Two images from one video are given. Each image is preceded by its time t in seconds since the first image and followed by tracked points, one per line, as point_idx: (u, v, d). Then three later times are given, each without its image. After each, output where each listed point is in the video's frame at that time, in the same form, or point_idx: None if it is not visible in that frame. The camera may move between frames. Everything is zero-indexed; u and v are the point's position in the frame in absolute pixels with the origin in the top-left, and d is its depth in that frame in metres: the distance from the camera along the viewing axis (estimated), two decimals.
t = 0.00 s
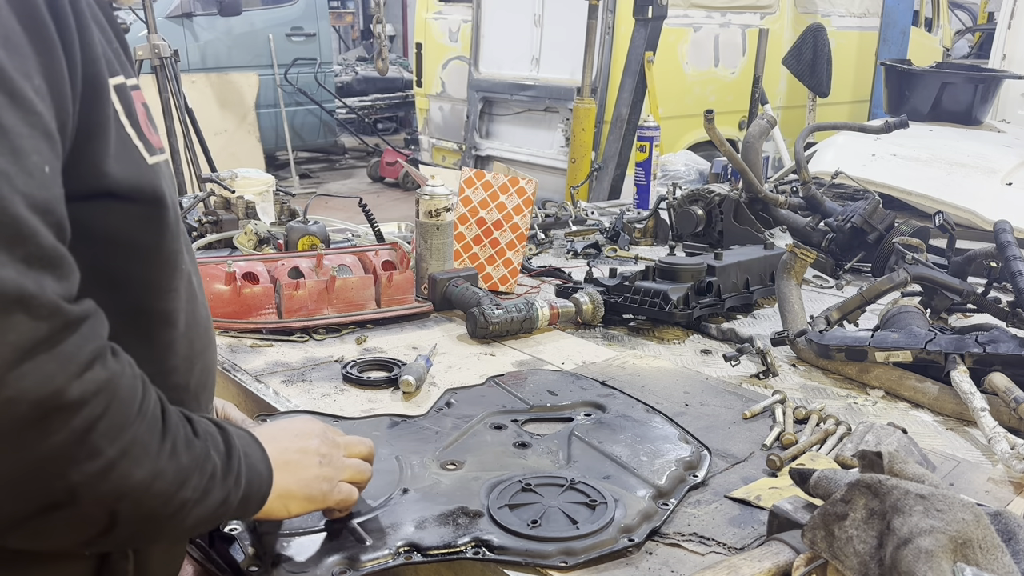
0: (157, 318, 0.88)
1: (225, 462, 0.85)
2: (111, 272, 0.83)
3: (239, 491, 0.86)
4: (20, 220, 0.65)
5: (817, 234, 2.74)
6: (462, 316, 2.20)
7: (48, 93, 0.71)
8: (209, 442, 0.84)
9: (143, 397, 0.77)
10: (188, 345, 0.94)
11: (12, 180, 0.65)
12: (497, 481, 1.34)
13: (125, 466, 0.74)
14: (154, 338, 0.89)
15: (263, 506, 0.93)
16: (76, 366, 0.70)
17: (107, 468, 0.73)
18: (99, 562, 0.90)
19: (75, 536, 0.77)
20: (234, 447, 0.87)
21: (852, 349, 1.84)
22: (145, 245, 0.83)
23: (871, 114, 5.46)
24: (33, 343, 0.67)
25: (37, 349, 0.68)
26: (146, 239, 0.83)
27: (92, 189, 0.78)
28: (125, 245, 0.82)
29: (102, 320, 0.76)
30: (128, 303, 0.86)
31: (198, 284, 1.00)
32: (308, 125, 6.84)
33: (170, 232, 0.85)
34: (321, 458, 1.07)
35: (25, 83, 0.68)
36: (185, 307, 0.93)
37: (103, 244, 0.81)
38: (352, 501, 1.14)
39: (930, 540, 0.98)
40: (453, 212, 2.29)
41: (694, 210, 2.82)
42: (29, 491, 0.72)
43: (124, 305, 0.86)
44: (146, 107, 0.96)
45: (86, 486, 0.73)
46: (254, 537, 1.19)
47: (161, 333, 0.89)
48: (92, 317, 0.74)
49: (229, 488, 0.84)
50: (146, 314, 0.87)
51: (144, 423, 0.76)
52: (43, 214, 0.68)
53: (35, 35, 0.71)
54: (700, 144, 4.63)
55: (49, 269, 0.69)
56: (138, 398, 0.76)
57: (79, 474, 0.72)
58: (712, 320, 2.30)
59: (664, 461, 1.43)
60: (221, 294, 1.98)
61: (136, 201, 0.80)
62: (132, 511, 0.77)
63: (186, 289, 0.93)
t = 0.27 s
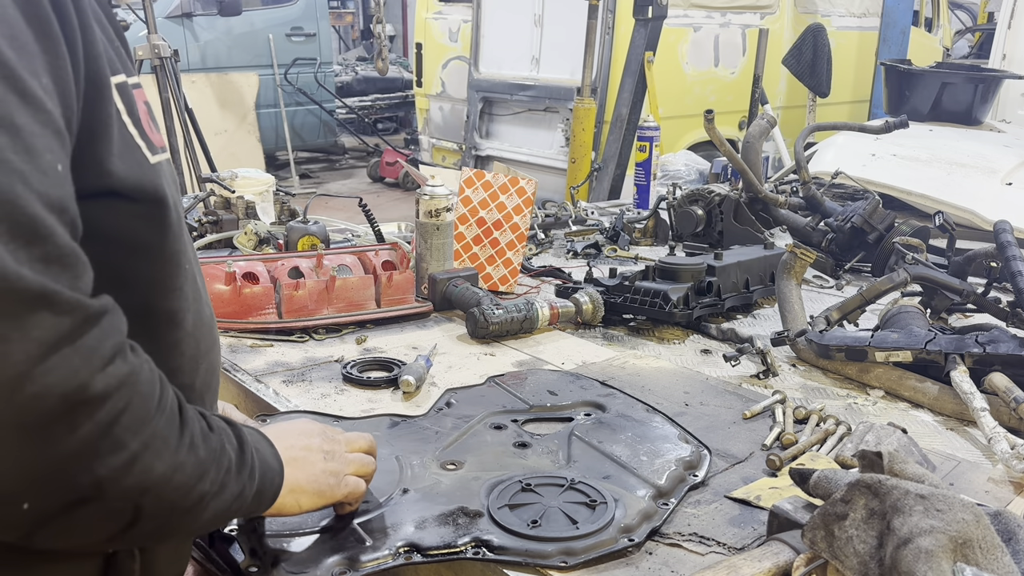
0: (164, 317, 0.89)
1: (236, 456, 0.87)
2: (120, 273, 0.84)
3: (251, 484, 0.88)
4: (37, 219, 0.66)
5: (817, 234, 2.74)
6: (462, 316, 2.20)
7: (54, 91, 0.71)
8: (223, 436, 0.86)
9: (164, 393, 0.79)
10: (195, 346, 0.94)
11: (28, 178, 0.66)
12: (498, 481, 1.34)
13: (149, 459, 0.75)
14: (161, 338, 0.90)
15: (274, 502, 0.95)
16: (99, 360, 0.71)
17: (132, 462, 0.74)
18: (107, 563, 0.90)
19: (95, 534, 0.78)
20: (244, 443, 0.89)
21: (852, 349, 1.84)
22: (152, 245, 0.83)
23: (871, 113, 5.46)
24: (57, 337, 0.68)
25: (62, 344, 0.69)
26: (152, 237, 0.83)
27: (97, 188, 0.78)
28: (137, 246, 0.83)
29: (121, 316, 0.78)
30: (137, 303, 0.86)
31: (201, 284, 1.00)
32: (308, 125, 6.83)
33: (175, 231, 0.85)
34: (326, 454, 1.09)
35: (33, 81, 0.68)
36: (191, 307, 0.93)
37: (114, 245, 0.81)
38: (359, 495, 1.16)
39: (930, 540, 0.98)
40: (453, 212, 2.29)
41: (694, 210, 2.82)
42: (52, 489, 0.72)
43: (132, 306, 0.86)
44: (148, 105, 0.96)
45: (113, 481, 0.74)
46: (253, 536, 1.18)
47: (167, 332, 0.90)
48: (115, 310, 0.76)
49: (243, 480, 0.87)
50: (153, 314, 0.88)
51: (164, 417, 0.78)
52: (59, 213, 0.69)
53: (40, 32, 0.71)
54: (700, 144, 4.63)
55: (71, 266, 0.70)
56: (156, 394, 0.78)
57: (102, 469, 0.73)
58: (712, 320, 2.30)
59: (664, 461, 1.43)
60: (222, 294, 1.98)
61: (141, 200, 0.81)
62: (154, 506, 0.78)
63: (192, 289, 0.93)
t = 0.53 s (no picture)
0: (168, 317, 0.89)
1: (242, 452, 0.88)
2: (124, 273, 0.83)
3: (257, 480, 0.89)
4: (49, 219, 0.67)
5: (817, 234, 2.74)
6: (462, 316, 2.20)
7: (63, 93, 0.71)
8: (229, 430, 0.87)
9: (174, 389, 0.79)
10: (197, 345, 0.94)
11: (39, 179, 0.66)
12: (498, 481, 1.34)
13: (163, 454, 0.76)
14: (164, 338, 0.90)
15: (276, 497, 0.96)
16: (115, 356, 0.72)
17: (147, 457, 0.74)
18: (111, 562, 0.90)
19: (107, 534, 0.77)
20: (250, 440, 0.90)
21: (852, 349, 1.84)
22: (157, 245, 0.83)
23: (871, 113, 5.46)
24: (75, 334, 0.69)
25: (79, 341, 0.69)
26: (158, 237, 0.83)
27: (105, 188, 0.78)
28: (142, 246, 0.83)
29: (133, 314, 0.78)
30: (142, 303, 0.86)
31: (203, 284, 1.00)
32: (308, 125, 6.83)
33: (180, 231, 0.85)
34: (326, 449, 1.09)
35: (43, 82, 0.69)
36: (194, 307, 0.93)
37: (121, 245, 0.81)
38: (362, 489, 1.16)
39: (929, 540, 0.98)
40: (453, 212, 2.29)
41: (694, 210, 2.83)
42: (68, 489, 0.72)
43: (135, 305, 0.86)
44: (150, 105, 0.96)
45: (129, 477, 0.73)
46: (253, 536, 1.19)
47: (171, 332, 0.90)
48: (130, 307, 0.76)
49: (249, 473, 0.88)
50: (158, 313, 0.88)
51: (176, 413, 0.78)
52: (71, 213, 0.69)
53: (49, 33, 0.71)
54: (700, 144, 4.63)
55: (85, 264, 0.70)
56: (167, 390, 0.78)
57: (120, 465, 0.73)
58: (712, 320, 2.30)
59: (664, 461, 1.43)
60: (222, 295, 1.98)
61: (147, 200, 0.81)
62: (167, 502, 0.77)
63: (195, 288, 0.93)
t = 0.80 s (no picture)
0: (172, 320, 0.89)
1: (253, 450, 0.88)
2: (127, 275, 0.84)
3: (268, 477, 0.90)
4: (60, 220, 0.67)
5: (817, 235, 2.74)
6: (462, 316, 2.20)
7: (65, 94, 0.71)
8: (242, 430, 0.88)
9: (188, 387, 0.80)
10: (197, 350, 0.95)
11: (49, 180, 0.67)
12: (498, 481, 1.34)
13: (180, 451, 0.77)
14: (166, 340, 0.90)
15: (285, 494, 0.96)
16: (131, 354, 0.73)
17: (164, 454, 0.75)
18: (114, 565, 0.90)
19: (126, 533, 0.78)
20: (260, 437, 0.90)
21: (852, 349, 1.84)
22: (159, 247, 0.83)
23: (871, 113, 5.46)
24: (91, 333, 0.70)
25: (95, 340, 0.70)
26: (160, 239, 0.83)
27: (104, 190, 0.78)
28: (144, 249, 0.83)
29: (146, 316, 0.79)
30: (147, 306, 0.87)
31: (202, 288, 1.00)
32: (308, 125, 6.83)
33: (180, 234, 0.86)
34: (329, 446, 1.09)
35: (47, 83, 0.69)
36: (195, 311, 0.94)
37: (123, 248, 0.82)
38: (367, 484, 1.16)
39: (930, 540, 0.98)
40: (453, 212, 2.29)
41: (694, 210, 2.83)
42: (88, 489, 0.72)
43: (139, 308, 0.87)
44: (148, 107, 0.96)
45: (148, 474, 0.74)
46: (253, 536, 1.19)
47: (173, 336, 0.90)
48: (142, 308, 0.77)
49: (263, 472, 0.88)
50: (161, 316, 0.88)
51: (190, 411, 0.79)
52: (79, 214, 0.70)
53: (50, 34, 0.72)
54: (700, 143, 4.63)
55: (97, 262, 0.72)
56: (182, 389, 0.79)
57: (139, 461, 0.73)
58: (712, 320, 2.30)
59: (665, 461, 1.43)
60: (222, 295, 1.98)
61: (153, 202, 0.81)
62: (185, 499, 0.78)
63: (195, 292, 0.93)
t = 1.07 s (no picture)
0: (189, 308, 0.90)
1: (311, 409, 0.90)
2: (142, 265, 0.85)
3: (330, 434, 0.92)
4: (107, 196, 0.69)
5: (817, 235, 2.74)
6: (462, 316, 2.20)
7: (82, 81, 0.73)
8: (301, 388, 0.89)
9: (247, 350, 0.82)
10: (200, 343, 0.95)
11: (89, 160, 0.68)
12: (498, 481, 1.34)
13: (252, 407, 0.78)
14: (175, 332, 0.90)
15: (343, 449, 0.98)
16: (193, 318, 0.74)
17: (239, 410, 0.77)
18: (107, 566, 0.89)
19: (210, 495, 0.79)
20: (317, 396, 0.92)
21: (852, 349, 1.84)
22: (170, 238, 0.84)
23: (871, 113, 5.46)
24: (155, 299, 0.71)
25: (160, 304, 0.71)
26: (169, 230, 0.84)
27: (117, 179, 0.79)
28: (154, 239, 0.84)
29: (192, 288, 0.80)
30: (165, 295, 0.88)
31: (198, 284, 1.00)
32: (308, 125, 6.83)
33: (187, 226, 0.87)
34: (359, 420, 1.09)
35: (69, 69, 0.70)
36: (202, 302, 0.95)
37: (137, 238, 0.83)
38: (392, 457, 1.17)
39: (930, 540, 0.98)
40: (453, 212, 2.29)
41: (694, 210, 2.83)
42: (175, 451, 0.73)
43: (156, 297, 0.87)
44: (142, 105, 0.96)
45: (228, 429, 0.76)
46: (254, 536, 1.19)
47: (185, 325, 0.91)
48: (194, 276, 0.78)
49: (325, 427, 0.90)
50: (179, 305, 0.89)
51: (254, 371, 0.80)
52: (119, 192, 0.72)
53: (65, 22, 0.73)
54: (700, 143, 4.63)
55: (147, 234, 0.72)
56: (242, 351, 0.80)
57: (218, 418, 0.75)
58: (712, 320, 2.30)
59: (665, 461, 1.43)
60: (221, 295, 1.97)
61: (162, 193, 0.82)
62: (263, 454, 0.80)
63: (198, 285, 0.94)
